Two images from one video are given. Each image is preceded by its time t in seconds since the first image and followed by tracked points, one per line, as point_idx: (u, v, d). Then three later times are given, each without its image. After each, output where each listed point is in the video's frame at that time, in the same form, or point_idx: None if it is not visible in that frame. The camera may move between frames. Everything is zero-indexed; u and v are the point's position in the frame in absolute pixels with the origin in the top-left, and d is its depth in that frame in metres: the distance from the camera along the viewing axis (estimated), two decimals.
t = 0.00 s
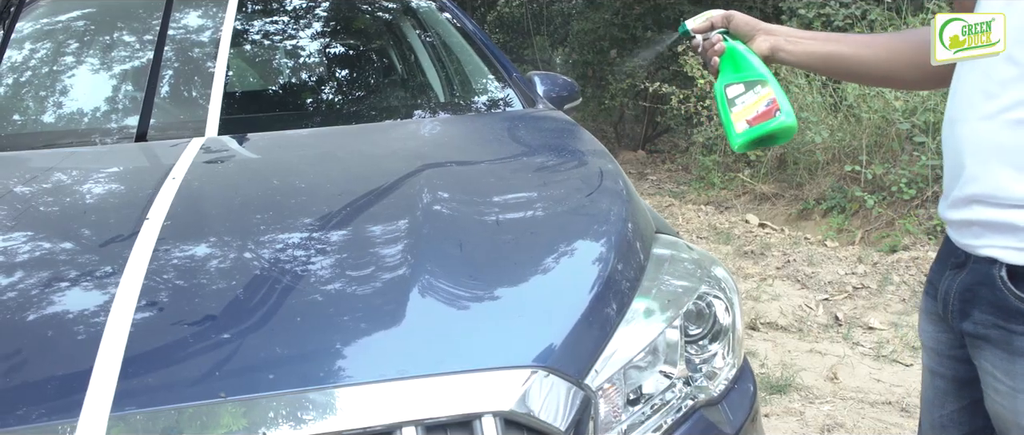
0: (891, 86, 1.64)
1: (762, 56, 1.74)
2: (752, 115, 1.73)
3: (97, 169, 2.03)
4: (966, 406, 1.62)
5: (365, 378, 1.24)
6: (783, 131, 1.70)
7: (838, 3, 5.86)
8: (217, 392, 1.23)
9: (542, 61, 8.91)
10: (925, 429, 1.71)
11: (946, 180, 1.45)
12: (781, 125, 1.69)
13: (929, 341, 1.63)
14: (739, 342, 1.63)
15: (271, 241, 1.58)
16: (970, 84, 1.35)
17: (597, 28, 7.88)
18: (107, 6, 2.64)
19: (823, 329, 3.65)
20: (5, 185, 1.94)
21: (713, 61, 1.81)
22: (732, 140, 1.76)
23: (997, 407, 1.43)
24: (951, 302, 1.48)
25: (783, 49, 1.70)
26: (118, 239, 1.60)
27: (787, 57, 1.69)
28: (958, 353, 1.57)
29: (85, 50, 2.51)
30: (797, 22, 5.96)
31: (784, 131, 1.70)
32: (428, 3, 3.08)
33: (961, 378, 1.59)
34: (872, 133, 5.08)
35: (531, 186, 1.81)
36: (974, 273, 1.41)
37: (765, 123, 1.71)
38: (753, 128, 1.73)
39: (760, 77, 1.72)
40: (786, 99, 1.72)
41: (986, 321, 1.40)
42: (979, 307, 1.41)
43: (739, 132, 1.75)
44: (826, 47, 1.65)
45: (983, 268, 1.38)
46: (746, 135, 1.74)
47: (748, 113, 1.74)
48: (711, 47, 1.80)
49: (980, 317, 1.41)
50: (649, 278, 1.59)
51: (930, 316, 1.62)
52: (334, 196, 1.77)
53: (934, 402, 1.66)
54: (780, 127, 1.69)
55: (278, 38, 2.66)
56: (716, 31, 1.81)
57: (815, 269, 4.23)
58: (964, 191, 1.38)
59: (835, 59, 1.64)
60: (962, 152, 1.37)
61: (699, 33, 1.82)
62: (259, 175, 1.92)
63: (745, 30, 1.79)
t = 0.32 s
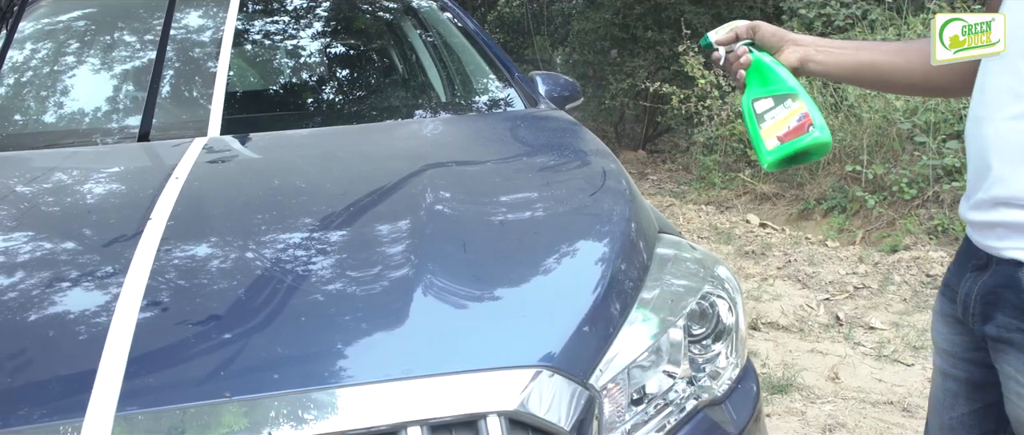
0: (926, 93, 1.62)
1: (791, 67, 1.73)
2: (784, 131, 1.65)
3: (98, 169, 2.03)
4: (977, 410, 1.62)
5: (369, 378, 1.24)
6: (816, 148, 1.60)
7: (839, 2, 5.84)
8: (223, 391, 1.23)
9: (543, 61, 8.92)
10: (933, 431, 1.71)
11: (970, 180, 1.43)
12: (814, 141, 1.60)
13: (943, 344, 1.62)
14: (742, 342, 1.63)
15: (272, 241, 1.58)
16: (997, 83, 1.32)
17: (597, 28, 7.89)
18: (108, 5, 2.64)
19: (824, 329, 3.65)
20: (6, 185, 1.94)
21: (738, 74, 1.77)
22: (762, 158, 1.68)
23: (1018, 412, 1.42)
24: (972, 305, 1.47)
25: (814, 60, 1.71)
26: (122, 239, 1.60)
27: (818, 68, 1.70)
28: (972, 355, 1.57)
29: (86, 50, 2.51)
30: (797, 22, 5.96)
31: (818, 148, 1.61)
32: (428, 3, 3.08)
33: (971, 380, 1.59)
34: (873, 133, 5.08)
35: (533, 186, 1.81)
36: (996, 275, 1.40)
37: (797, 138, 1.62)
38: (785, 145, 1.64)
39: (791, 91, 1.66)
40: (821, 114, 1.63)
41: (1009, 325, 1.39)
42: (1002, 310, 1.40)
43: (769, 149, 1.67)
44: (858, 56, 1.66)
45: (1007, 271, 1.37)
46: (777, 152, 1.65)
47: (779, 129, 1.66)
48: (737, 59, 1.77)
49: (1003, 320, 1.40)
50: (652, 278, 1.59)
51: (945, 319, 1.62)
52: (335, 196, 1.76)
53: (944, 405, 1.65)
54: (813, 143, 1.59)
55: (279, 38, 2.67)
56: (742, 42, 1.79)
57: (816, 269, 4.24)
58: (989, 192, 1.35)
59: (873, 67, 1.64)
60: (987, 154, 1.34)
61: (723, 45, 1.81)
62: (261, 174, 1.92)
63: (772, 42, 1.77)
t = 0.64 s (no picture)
0: (957, 96, 1.63)
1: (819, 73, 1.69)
2: (814, 141, 1.58)
3: (99, 169, 2.03)
4: (987, 411, 1.58)
5: (373, 378, 1.24)
6: (849, 159, 1.54)
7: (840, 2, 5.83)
8: (228, 392, 1.23)
9: (542, 61, 8.89)
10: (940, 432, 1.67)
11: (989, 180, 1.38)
12: (846, 152, 1.53)
13: (954, 343, 1.59)
14: (744, 342, 1.63)
15: (272, 241, 1.58)
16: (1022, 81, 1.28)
17: (599, 28, 7.90)
18: (109, 5, 2.64)
19: (825, 328, 3.65)
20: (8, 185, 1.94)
21: (764, 81, 1.72)
22: (791, 170, 1.61)
23: None
24: (990, 306, 1.42)
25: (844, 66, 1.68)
26: (126, 239, 1.60)
27: (848, 74, 1.69)
28: (983, 356, 1.54)
29: (87, 50, 2.51)
30: (798, 22, 5.97)
31: (850, 160, 1.54)
32: (430, 2, 3.08)
33: (981, 381, 1.56)
34: (874, 133, 5.01)
35: (536, 186, 1.81)
36: (1016, 276, 1.36)
37: (828, 150, 1.55)
38: (815, 156, 1.57)
39: (820, 98, 1.60)
40: (854, 124, 1.57)
41: None
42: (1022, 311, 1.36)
43: (799, 161, 1.59)
44: (888, 61, 1.66)
45: None
46: (808, 163, 1.58)
47: (808, 139, 1.60)
48: (762, 67, 1.73)
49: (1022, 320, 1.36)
50: (655, 278, 1.59)
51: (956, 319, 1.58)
52: (336, 196, 1.76)
53: (953, 405, 1.62)
54: (846, 154, 1.53)
55: (280, 38, 2.66)
56: (766, 47, 1.76)
57: (817, 269, 4.23)
58: (1011, 193, 1.31)
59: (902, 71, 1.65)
60: (1009, 152, 1.30)
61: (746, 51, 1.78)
62: (263, 175, 1.92)
63: (798, 47, 1.73)
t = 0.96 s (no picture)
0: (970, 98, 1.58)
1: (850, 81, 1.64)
2: (849, 158, 1.52)
3: (100, 170, 2.03)
4: (994, 410, 1.54)
5: (378, 378, 1.25)
6: (887, 177, 1.48)
7: (840, 2, 5.83)
8: (234, 391, 1.23)
9: (542, 61, 8.87)
10: (943, 431, 1.63)
11: (1004, 178, 1.35)
12: (885, 169, 1.48)
13: (961, 342, 1.56)
14: (749, 342, 1.63)
15: (273, 241, 1.58)
16: None
17: (599, 28, 7.90)
18: (109, 5, 2.64)
19: (827, 328, 3.65)
20: (8, 185, 1.93)
21: (791, 91, 1.64)
22: (826, 187, 1.55)
23: None
24: (1003, 306, 1.38)
25: (874, 74, 1.63)
26: (129, 239, 1.61)
27: (878, 81, 1.63)
28: (991, 355, 1.51)
29: (87, 50, 2.51)
30: (799, 22, 5.97)
31: (887, 177, 1.49)
32: (431, 2, 3.08)
33: (989, 380, 1.52)
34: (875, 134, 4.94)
35: (539, 186, 1.81)
36: None
37: (866, 167, 1.49)
38: (852, 173, 1.51)
39: (854, 112, 1.54)
40: (890, 139, 1.52)
41: None
42: None
43: (835, 178, 1.53)
44: (918, 66, 1.60)
45: None
46: (844, 181, 1.52)
47: (843, 155, 1.53)
48: (789, 76, 1.64)
49: None
50: (660, 278, 1.59)
51: (963, 317, 1.56)
52: (338, 196, 1.76)
53: (958, 404, 1.58)
54: (885, 172, 1.47)
55: (281, 38, 2.66)
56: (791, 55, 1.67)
57: (817, 269, 4.23)
58: None
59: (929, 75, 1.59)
60: None
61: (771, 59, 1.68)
62: (265, 175, 1.92)
63: (825, 54, 1.67)
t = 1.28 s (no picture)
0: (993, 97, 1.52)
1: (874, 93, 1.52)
2: (885, 176, 1.38)
3: (102, 170, 2.03)
4: (1001, 410, 1.52)
5: (383, 378, 1.25)
6: (927, 194, 1.34)
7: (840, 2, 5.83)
8: (241, 391, 1.23)
9: (542, 60, 8.87)
10: (949, 431, 1.61)
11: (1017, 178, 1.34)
12: (926, 187, 1.33)
13: (969, 342, 1.54)
14: (753, 341, 1.64)
15: (275, 241, 1.58)
16: None
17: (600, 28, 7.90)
18: (110, 6, 2.64)
19: (828, 328, 3.65)
20: (7, 186, 1.93)
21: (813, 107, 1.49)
22: (861, 209, 1.40)
23: None
24: (1014, 305, 1.36)
25: (897, 84, 1.53)
26: (131, 239, 1.60)
27: (903, 90, 1.53)
28: (998, 355, 1.49)
29: (89, 50, 2.51)
30: (800, 22, 5.96)
31: (928, 195, 1.34)
32: (433, 2, 3.08)
33: (996, 381, 1.51)
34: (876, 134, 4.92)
35: (541, 187, 1.80)
36: None
37: (904, 186, 1.35)
38: (889, 193, 1.37)
39: (884, 126, 1.39)
40: (926, 153, 1.37)
41: None
42: None
43: (871, 198, 1.38)
44: (941, 71, 1.52)
45: None
46: (881, 202, 1.37)
47: (877, 173, 1.39)
48: (808, 91, 1.49)
49: None
50: (665, 277, 1.59)
51: (970, 316, 1.54)
52: (340, 196, 1.76)
53: (965, 403, 1.56)
54: (926, 189, 1.32)
55: (282, 38, 2.66)
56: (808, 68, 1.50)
57: (819, 269, 4.23)
58: None
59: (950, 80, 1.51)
60: None
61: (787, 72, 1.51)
62: (267, 175, 1.92)
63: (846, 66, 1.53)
